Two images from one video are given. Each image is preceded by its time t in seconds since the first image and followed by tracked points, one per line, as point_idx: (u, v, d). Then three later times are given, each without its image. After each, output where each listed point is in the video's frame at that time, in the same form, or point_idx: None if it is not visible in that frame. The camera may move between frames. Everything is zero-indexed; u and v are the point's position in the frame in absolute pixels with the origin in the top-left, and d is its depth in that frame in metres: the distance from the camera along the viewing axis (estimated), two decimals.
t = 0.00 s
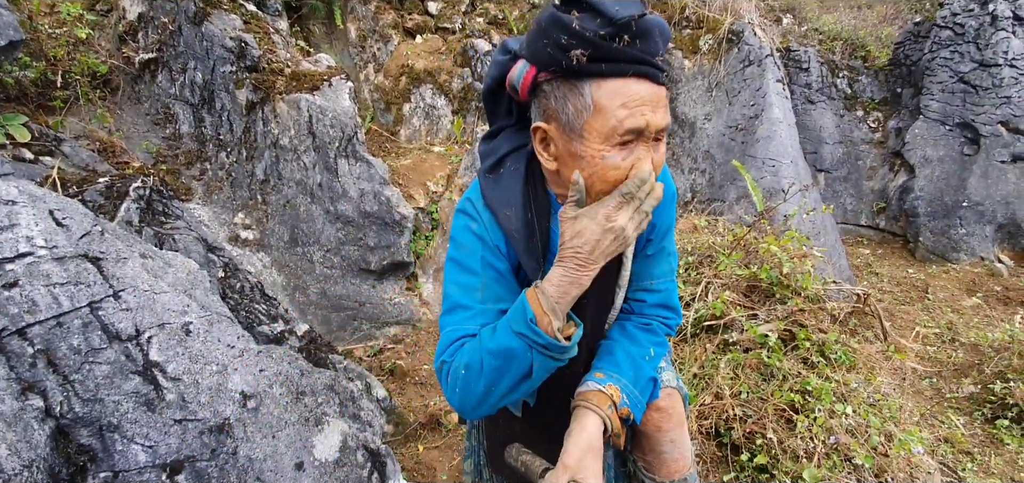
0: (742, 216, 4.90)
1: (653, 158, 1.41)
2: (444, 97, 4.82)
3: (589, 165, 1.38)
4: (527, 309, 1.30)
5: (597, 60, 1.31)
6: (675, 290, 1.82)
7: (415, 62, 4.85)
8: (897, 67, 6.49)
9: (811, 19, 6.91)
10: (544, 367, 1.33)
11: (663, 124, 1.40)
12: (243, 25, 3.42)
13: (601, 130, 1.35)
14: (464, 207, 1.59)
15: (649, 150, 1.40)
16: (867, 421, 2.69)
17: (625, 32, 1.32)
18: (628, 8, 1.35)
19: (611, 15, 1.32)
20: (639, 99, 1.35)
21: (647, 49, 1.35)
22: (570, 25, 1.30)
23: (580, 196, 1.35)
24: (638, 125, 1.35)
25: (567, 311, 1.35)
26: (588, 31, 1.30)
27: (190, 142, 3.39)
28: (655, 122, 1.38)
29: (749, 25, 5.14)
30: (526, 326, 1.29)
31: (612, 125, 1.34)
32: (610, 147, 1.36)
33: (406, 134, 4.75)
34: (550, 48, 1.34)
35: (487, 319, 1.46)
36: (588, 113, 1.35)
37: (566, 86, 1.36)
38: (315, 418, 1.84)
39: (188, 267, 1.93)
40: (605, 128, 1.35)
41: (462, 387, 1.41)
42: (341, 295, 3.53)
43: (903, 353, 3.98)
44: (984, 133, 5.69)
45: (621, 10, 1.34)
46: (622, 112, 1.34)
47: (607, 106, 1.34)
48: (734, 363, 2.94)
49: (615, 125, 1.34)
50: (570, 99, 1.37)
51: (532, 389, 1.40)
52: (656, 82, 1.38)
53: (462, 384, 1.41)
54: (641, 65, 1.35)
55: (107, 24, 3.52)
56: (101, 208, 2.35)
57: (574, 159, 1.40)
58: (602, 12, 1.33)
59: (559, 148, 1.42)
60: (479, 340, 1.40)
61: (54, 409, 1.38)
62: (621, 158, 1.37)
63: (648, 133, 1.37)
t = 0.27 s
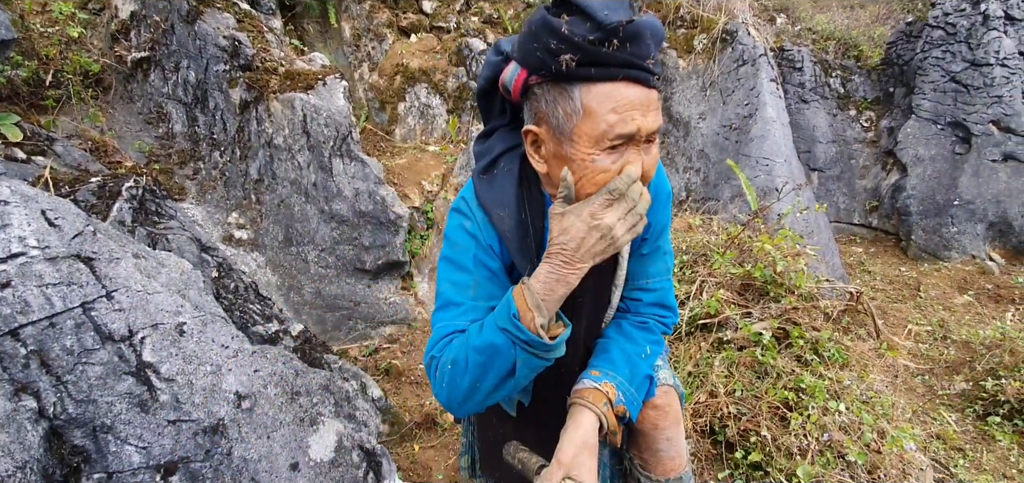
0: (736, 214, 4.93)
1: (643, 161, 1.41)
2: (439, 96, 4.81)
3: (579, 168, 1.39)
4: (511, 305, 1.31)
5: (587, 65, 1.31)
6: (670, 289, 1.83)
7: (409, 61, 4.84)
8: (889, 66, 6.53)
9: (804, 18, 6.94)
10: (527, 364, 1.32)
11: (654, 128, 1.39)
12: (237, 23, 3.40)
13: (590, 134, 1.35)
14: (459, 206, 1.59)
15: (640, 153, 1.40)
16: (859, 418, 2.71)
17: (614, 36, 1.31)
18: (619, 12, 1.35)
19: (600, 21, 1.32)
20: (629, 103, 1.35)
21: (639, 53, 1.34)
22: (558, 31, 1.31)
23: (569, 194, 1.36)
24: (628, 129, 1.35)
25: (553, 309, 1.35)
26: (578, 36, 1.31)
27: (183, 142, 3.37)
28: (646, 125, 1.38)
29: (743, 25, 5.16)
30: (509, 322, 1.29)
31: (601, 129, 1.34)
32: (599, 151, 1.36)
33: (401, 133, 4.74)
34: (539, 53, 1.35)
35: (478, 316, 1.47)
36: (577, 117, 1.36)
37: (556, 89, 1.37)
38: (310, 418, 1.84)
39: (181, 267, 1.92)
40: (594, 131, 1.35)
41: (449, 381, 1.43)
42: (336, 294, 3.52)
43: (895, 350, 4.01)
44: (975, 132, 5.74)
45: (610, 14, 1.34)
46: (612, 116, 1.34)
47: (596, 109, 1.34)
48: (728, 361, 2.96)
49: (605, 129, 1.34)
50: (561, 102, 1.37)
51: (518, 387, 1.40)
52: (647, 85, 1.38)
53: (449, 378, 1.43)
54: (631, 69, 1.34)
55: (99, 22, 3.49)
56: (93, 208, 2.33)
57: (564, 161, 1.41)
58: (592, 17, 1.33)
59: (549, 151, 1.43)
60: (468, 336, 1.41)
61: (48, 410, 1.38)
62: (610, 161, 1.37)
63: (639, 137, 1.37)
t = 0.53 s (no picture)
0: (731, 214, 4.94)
1: (635, 159, 1.38)
2: (434, 96, 4.80)
3: (570, 165, 1.38)
4: (532, 302, 1.30)
5: (577, 62, 1.31)
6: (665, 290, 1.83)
7: (404, 61, 4.83)
8: (881, 66, 6.58)
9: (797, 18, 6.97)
10: (549, 359, 1.33)
11: (646, 127, 1.38)
12: (230, 22, 3.38)
13: (581, 131, 1.34)
14: (457, 204, 1.59)
15: (632, 152, 1.38)
16: (853, 416, 2.73)
17: (606, 33, 1.31)
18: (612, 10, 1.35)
19: (591, 18, 1.32)
20: (621, 101, 1.34)
21: (630, 52, 1.33)
22: (551, 28, 1.31)
23: (589, 188, 1.32)
24: (618, 127, 1.34)
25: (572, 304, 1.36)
26: (569, 33, 1.31)
27: (176, 141, 3.34)
28: (637, 124, 1.36)
29: (737, 25, 5.18)
30: (532, 318, 1.30)
31: (591, 127, 1.33)
32: (590, 148, 1.35)
33: (396, 132, 4.73)
34: (531, 50, 1.35)
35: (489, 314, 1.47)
36: (569, 114, 1.35)
37: (548, 86, 1.36)
38: (305, 420, 1.82)
39: (175, 268, 1.91)
40: (585, 128, 1.34)
41: (467, 381, 1.41)
42: (330, 295, 3.50)
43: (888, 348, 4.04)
44: (966, 132, 5.80)
45: (602, 12, 1.34)
46: (603, 113, 1.33)
47: (587, 107, 1.33)
48: (723, 360, 2.97)
49: (596, 126, 1.33)
50: (554, 100, 1.37)
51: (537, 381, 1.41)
52: (640, 84, 1.36)
53: (467, 378, 1.40)
54: (623, 67, 1.33)
55: (90, 21, 3.46)
56: (85, 209, 2.31)
57: (556, 159, 1.40)
58: (584, 14, 1.33)
59: (542, 148, 1.42)
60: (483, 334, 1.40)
61: (40, 413, 1.36)
62: (601, 159, 1.35)
63: (630, 135, 1.35)
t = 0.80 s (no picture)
0: (723, 214, 4.97)
1: (632, 160, 1.39)
2: (427, 97, 4.80)
3: (567, 166, 1.38)
4: (517, 314, 1.31)
5: (575, 62, 1.32)
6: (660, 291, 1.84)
7: (397, 62, 4.83)
8: (872, 68, 6.62)
9: (789, 20, 7.03)
10: (535, 370, 1.34)
11: (642, 128, 1.39)
12: (222, 23, 3.37)
13: (578, 132, 1.35)
14: (450, 208, 1.59)
15: (628, 153, 1.39)
16: (845, 415, 2.75)
17: (604, 35, 1.32)
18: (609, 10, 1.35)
19: (590, 19, 1.31)
20: (618, 102, 1.35)
21: (627, 54, 1.35)
22: (548, 28, 1.30)
23: (566, 202, 1.34)
24: (616, 128, 1.34)
25: (558, 315, 1.36)
26: (567, 33, 1.31)
27: (168, 143, 3.30)
28: (634, 125, 1.37)
29: (729, 27, 5.21)
30: (517, 330, 1.31)
31: (589, 127, 1.33)
32: (587, 149, 1.35)
33: (390, 134, 4.72)
34: (530, 50, 1.34)
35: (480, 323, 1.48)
36: (566, 115, 1.35)
37: (546, 87, 1.36)
38: (298, 422, 1.82)
39: (166, 271, 1.90)
40: (582, 129, 1.34)
41: (459, 389, 1.43)
42: (324, 297, 3.50)
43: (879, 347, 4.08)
44: (955, 133, 5.85)
45: (601, 12, 1.33)
46: (600, 114, 1.34)
47: (585, 108, 1.34)
48: (716, 360, 2.99)
49: (593, 127, 1.34)
50: (551, 100, 1.37)
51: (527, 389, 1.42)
52: (636, 85, 1.38)
53: (458, 386, 1.42)
54: (620, 69, 1.35)
55: (81, 22, 3.43)
56: (75, 211, 2.29)
57: (553, 159, 1.40)
58: (582, 16, 1.33)
59: (538, 148, 1.42)
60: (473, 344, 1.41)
61: (29, 417, 1.34)
62: (598, 159, 1.36)
63: (627, 136, 1.36)
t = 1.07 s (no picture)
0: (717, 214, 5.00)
1: (624, 163, 1.39)
2: (422, 98, 4.80)
3: (559, 167, 1.38)
4: (513, 314, 1.31)
5: (569, 64, 1.31)
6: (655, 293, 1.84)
7: (392, 63, 4.83)
8: (864, 69, 6.66)
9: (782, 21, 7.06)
10: (531, 370, 1.34)
11: (635, 131, 1.38)
12: (215, 24, 3.35)
13: (571, 133, 1.34)
14: (446, 209, 1.59)
15: (620, 155, 1.38)
16: (837, 413, 2.77)
17: (599, 37, 1.31)
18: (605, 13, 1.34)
19: (584, 21, 1.30)
20: (611, 105, 1.34)
21: (621, 57, 1.34)
22: (543, 28, 1.31)
23: (561, 202, 1.34)
24: (608, 131, 1.34)
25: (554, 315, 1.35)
26: (562, 34, 1.30)
27: (160, 144, 3.27)
28: (627, 128, 1.37)
29: (723, 28, 5.23)
30: (513, 331, 1.30)
31: (581, 129, 1.33)
32: (579, 150, 1.35)
33: (385, 135, 4.72)
34: (525, 51, 1.35)
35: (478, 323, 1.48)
36: (559, 116, 1.35)
37: (541, 87, 1.37)
38: (292, 425, 1.82)
39: (159, 273, 1.89)
40: (575, 130, 1.34)
41: (456, 390, 1.43)
42: (319, 298, 3.50)
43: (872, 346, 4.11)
44: (946, 133, 5.90)
45: (596, 16, 1.32)
46: (593, 116, 1.33)
47: (577, 109, 1.34)
48: (711, 360, 3.00)
49: (585, 129, 1.33)
50: (545, 101, 1.37)
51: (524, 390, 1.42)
52: (630, 89, 1.37)
53: (456, 387, 1.42)
54: (615, 71, 1.34)
55: (72, 22, 3.40)
56: (67, 213, 2.28)
57: (546, 159, 1.40)
58: (577, 17, 1.32)
59: (533, 148, 1.42)
60: (469, 345, 1.41)
61: (20, 420, 1.33)
62: (590, 161, 1.36)
63: (619, 138, 1.36)
